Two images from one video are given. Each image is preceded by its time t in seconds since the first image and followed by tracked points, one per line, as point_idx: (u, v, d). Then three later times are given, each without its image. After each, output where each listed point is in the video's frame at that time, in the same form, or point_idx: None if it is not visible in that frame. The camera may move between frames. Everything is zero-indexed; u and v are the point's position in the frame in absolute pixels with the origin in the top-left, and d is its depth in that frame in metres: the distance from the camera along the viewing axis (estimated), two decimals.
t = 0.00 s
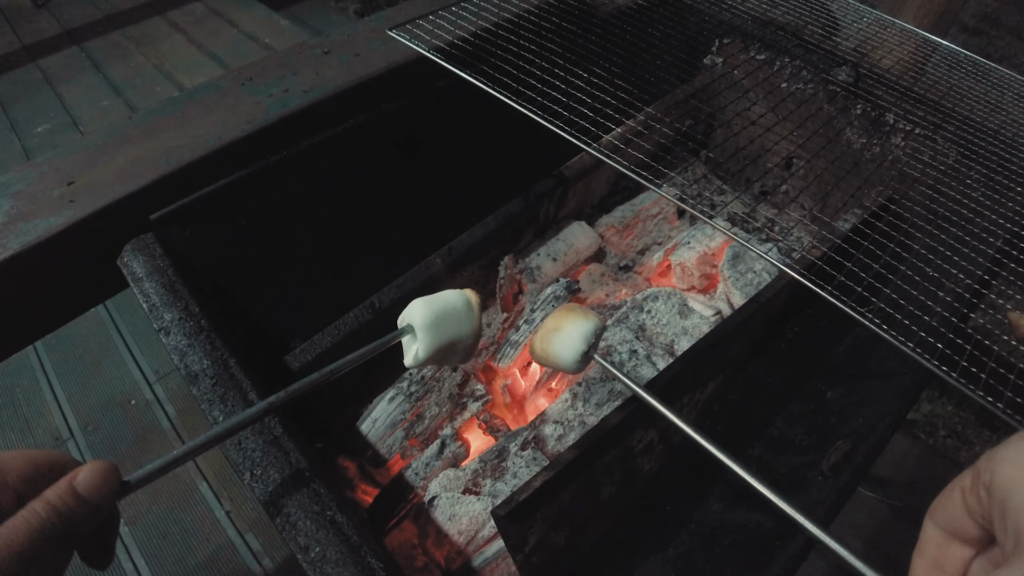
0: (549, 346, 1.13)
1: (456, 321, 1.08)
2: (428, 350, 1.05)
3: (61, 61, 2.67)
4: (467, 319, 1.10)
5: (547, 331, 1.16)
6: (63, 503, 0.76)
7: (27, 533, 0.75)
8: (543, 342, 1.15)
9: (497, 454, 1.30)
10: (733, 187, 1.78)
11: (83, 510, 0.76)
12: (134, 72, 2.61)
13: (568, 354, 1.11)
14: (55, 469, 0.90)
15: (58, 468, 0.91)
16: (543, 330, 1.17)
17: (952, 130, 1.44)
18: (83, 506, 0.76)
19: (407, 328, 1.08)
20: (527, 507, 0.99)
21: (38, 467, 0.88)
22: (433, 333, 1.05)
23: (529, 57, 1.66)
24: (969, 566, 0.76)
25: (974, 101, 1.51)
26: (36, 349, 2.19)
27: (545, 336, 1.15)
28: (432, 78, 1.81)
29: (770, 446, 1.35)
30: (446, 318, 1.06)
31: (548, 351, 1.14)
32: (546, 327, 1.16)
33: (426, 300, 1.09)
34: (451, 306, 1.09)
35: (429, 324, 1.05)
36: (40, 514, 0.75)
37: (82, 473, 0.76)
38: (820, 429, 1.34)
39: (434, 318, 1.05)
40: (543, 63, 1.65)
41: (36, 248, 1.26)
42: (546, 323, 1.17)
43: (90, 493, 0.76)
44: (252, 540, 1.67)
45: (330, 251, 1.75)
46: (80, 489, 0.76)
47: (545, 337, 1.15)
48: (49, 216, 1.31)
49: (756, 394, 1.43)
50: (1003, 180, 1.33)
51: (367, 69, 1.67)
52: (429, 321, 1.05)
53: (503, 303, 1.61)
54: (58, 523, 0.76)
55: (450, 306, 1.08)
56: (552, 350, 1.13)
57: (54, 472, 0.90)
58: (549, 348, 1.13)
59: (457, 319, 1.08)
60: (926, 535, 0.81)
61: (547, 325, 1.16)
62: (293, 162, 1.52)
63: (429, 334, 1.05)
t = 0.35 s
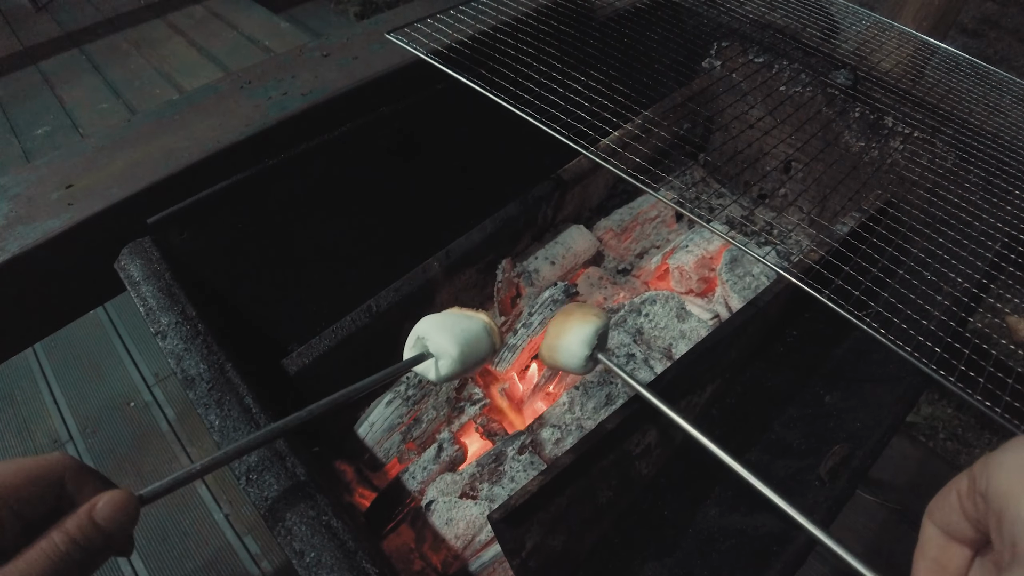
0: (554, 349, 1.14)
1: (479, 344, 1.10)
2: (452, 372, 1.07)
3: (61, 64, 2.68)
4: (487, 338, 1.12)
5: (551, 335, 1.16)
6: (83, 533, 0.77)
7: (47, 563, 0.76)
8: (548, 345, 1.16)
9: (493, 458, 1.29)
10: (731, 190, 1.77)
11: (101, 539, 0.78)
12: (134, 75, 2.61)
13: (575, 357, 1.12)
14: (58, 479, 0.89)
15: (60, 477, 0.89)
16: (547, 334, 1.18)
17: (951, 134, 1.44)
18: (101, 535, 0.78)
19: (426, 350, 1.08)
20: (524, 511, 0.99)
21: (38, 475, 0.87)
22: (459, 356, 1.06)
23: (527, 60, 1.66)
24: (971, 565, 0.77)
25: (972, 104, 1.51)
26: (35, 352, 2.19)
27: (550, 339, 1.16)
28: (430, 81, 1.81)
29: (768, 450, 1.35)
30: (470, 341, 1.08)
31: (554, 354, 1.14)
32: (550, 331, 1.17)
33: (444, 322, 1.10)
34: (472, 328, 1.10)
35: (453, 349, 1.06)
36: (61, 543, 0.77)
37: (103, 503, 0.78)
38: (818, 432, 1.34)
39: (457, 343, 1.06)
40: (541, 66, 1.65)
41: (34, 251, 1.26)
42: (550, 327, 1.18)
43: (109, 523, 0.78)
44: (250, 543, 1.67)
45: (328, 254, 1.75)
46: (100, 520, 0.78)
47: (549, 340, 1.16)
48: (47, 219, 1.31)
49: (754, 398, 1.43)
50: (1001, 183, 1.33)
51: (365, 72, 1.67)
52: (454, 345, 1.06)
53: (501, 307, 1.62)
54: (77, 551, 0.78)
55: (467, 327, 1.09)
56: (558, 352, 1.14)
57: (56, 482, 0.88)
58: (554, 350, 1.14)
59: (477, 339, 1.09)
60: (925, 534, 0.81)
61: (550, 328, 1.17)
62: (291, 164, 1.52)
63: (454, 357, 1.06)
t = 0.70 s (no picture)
0: (532, 357, 1.12)
1: (481, 335, 1.13)
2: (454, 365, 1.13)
3: (61, 66, 2.69)
4: (485, 332, 1.14)
5: (528, 342, 1.14)
6: (89, 554, 0.79)
7: None
8: (526, 352, 1.14)
9: (494, 460, 1.29)
10: (731, 193, 1.78)
11: (107, 558, 0.80)
12: (135, 77, 2.62)
13: (552, 368, 1.10)
14: (54, 486, 0.86)
15: (56, 484, 0.86)
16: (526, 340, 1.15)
17: (950, 136, 1.45)
18: (107, 554, 0.80)
19: (426, 344, 1.10)
20: (524, 513, 0.99)
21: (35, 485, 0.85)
22: (460, 353, 1.10)
23: (527, 63, 1.67)
24: (970, 566, 0.78)
25: (972, 107, 1.52)
26: (35, 354, 2.19)
27: (528, 347, 1.14)
28: (431, 84, 1.82)
29: (768, 452, 1.35)
30: (473, 335, 1.11)
31: (533, 362, 1.12)
32: (527, 337, 1.15)
33: (444, 315, 1.10)
34: (473, 322, 1.12)
35: (456, 347, 1.09)
36: (68, 565, 0.77)
37: (104, 522, 0.81)
38: (817, 434, 1.35)
39: (461, 339, 1.09)
40: (541, 69, 1.65)
41: (35, 254, 1.26)
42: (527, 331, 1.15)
43: (116, 542, 0.80)
44: (250, 545, 1.67)
45: (329, 256, 1.75)
46: (107, 539, 0.80)
47: (527, 347, 1.14)
48: (48, 221, 1.31)
49: (754, 400, 1.43)
50: (1000, 186, 1.33)
51: (366, 74, 1.68)
52: (458, 343, 1.09)
53: (501, 309, 1.60)
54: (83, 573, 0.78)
55: (468, 323, 1.11)
56: (537, 361, 1.11)
57: (52, 490, 0.86)
58: (531, 359, 1.12)
59: (474, 338, 1.11)
60: (926, 535, 0.82)
61: (527, 334, 1.14)
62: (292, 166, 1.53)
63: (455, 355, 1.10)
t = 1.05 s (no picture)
0: (533, 361, 1.10)
1: (472, 318, 1.09)
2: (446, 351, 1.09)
3: (63, 67, 2.69)
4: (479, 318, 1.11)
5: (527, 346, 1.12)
6: (83, 565, 0.80)
7: None
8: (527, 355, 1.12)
9: (497, 458, 1.30)
10: (732, 193, 1.77)
11: (103, 567, 0.81)
12: (136, 78, 2.62)
13: (555, 371, 1.08)
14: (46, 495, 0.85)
15: (46, 493, 0.85)
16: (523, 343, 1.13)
17: (950, 136, 1.45)
18: (103, 564, 0.81)
19: (416, 329, 1.07)
20: (527, 510, 0.99)
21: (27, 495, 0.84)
22: (453, 337, 1.06)
23: (529, 63, 1.67)
24: (982, 565, 0.79)
25: (972, 107, 1.52)
26: (35, 355, 2.19)
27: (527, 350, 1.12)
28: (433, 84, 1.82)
29: (770, 450, 1.35)
30: (464, 318, 1.07)
31: (535, 366, 1.11)
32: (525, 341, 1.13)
33: (433, 300, 1.07)
34: (464, 305, 1.09)
35: (448, 330, 1.05)
36: None
37: (97, 533, 0.82)
38: (819, 433, 1.35)
39: (451, 321, 1.06)
40: (543, 69, 1.66)
41: (39, 252, 1.26)
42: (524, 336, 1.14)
43: (111, 552, 0.81)
44: (252, 545, 1.68)
45: (331, 256, 1.75)
46: (102, 549, 0.81)
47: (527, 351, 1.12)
48: (51, 221, 1.31)
49: (756, 399, 1.43)
50: (1001, 186, 1.33)
51: (368, 75, 1.68)
52: (448, 326, 1.05)
53: (503, 308, 1.60)
54: None
55: (460, 308, 1.07)
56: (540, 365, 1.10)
57: (44, 498, 0.85)
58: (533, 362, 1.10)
59: (469, 325, 1.08)
60: (939, 533, 0.83)
61: (525, 338, 1.12)
62: (294, 166, 1.53)
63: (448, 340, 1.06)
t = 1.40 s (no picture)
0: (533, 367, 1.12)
1: (480, 324, 1.10)
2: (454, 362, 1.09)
3: (65, 69, 2.71)
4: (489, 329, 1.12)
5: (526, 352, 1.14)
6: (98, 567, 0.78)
7: None
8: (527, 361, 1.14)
9: (496, 459, 1.30)
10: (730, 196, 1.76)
11: (117, 567, 0.79)
12: (139, 80, 2.64)
13: (554, 377, 1.09)
14: (57, 502, 0.83)
15: (58, 500, 0.83)
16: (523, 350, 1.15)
17: (946, 140, 1.46)
18: (115, 563, 0.79)
19: (424, 335, 1.09)
20: (526, 510, 1.00)
21: (41, 501, 0.81)
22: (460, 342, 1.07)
23: (529, 68, 1.68)
24: (973, 565, 0.80)
25: (968, 111, 1.53)
26: (38, 356, 2.20)
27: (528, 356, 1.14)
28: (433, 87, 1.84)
29: (767, 451, 1.37)
30: (470, 321, 1.08)
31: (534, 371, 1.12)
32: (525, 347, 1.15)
33: (440, 305, 1.10)
34: (471, 309, 1.10)
35: (456, 334, 1.07)
36: None
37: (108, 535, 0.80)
38: (815, 434, 1.36)
39: (460, 325, 1.07)
40: (543, 74, 1.67)
41: (43, 255, 1.27)
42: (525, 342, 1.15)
43: (122, 551, 0.79)
44: (252, 545, 1.69)
45: (332, 258, 1.77)
46: (112, 547, 0.79)
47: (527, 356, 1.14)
48: (56, 223, 1.32)
49: (754, 401, 1.44)
50: (996, 189, 1.34)
51: (370, 78, 1.69)
52: (454, 328, 1.07)
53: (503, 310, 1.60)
54: None
55: (468, 313, 1.09)
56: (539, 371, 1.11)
57: (58, 506, 0.83)
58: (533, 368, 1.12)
59: (476, 331, 1.09)
60: (931, 533, 0.85)
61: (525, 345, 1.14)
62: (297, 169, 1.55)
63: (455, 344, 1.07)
